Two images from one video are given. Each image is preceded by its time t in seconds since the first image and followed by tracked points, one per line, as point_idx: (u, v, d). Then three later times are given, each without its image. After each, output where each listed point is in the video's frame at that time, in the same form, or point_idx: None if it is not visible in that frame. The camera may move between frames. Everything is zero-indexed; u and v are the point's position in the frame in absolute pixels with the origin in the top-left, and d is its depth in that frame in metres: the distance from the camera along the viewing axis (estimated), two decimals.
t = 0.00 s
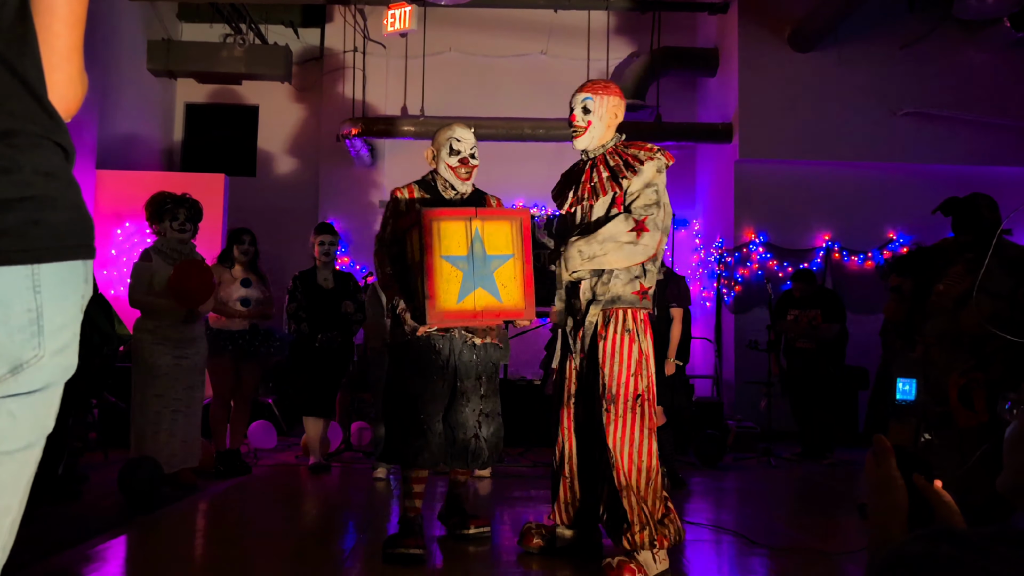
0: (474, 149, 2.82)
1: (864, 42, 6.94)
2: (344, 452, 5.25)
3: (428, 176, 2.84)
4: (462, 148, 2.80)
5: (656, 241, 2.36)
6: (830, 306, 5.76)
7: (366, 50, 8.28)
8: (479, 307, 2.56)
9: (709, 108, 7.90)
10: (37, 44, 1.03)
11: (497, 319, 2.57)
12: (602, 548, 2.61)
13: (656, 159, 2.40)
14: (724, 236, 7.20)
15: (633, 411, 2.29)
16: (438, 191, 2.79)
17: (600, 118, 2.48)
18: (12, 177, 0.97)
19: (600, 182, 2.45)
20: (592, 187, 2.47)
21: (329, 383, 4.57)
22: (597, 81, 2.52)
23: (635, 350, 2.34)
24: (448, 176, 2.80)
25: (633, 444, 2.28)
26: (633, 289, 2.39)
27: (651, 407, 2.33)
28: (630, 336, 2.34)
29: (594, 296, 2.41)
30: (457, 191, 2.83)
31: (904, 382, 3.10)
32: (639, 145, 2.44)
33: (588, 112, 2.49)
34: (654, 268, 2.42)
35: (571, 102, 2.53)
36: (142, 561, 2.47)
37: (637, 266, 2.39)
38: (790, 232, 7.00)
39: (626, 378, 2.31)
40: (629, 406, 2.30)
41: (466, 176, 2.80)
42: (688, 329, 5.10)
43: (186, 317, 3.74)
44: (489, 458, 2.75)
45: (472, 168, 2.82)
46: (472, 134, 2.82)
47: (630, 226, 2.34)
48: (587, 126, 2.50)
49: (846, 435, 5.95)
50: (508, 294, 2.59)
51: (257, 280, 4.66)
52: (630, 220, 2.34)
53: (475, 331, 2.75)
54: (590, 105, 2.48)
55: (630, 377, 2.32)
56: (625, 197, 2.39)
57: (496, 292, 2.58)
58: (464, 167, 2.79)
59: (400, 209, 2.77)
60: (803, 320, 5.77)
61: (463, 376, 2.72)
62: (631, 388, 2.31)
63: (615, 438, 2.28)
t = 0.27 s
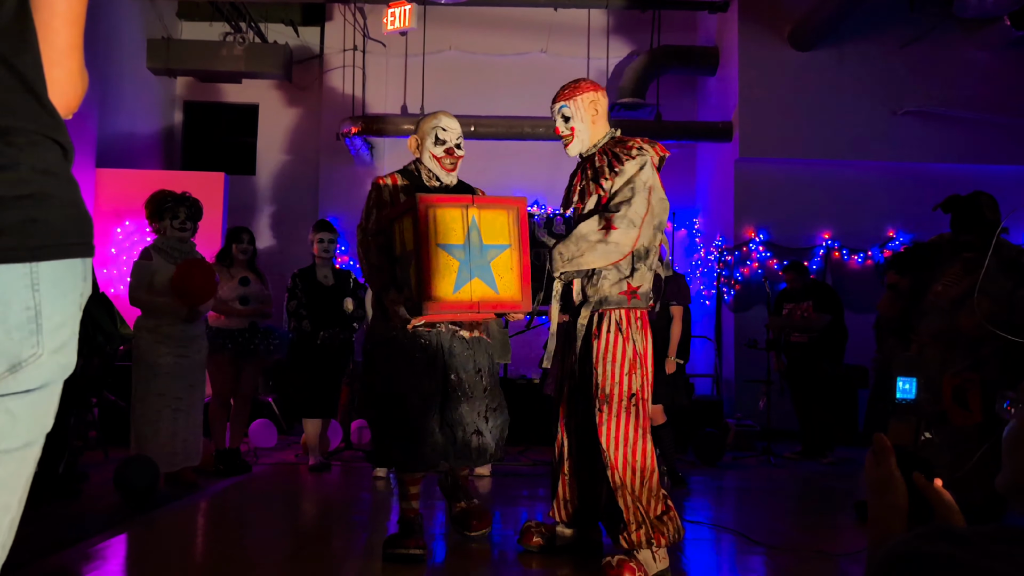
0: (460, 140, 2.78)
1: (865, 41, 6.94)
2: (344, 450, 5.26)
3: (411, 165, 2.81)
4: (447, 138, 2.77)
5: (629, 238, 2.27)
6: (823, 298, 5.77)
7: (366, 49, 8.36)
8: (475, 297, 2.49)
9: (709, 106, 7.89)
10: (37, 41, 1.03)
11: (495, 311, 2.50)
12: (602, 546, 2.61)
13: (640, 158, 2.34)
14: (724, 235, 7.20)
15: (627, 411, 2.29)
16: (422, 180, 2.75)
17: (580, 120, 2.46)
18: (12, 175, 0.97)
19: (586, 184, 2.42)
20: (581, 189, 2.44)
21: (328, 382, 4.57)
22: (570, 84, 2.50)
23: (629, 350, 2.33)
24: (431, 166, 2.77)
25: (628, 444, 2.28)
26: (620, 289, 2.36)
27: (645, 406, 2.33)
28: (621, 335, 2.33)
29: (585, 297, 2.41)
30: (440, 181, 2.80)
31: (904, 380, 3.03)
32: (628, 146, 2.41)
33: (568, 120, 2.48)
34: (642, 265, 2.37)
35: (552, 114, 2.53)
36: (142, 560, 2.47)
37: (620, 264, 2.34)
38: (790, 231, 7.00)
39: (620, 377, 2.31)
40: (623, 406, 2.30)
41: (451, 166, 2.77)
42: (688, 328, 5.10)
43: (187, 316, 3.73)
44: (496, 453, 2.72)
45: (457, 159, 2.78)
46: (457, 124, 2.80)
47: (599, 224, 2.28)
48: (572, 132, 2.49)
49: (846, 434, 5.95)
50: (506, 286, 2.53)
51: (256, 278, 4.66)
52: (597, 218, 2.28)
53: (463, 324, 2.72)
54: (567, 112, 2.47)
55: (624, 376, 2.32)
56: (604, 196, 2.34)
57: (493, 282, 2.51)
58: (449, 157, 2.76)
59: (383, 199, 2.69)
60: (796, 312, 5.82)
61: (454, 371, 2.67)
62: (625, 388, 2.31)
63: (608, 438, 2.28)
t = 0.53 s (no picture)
0: (454, 130, 2.60)
1: (864, 40, 6.94)
2: (344, 449, 5.25)
3: (402, 157, 2.59)
4: (441, 129, 2.58)
5: (606, 242, 2.22)
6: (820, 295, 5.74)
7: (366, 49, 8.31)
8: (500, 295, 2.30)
9: (710, 105, 7.88)
10: (37, 41, 1.03)
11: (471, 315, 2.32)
12: (603, 544, 2.62)
13: (617, 158, 2.24)
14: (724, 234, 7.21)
15: (621, 411, 2.28)
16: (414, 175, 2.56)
17: (567, 127, 2.43)
18: (12, 175, 0.97)
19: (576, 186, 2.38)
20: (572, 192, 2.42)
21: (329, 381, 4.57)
22: (554, 87, 2.46)
23: (622, 349, 2.32)
24: (424, 157, 2.57)
25: (624, 443, 2.28)
26: (610, 290, 2.34)
27: (641, 406, 2.32)
28: (613, 336, 2.32)
29: (584, 300, 2.42)
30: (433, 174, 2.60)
31: (902, 382, 3.04)
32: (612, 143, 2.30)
33: (556, 127, 2.46)
34: (632, 264, 2.34)
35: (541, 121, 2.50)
36: (143, 560, 2.47)
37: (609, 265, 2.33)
38: (790, 229, 6.99)
39: (614, 378, 2.30)
40: (618, 406, 2.29)
41: (444, 158, 2.57)
42: (688, 327, 5.10)
43: (187, 315, 3.73)
44: (493, 454, 2.61)
45: (451, 151, 2.60)
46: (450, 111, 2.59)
47: (578, 229, 2.25)
48: (561, 139, 2.46)
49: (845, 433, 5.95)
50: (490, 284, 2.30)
51: (255, 276, 4.66)
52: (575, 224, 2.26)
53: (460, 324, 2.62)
54: (554, 120, 2.45)
55: (618, 376, 2.31)
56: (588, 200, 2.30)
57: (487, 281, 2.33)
58: (443, 148, 2.57)
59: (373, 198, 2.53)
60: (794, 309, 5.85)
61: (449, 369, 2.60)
62: (619, 388, 2.30)
63: (602, 438, 2.28)
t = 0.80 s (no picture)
0: (461, 137, 2.50)
1: (864, 40, 6.94)
2: (344, 449, 5.25)
3: (408, 165, 2.52)
4: (447, 137, 2.48)
5: (619, 251, 2.19)
6: (818, 291, 5.75)
7: (366, 49, 8.40)
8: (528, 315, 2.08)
9: (710, 104, 7.88)
10: (34, 40, 1.03)
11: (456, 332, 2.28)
12: (603, 543, 2.62)
13: (618, 163, 2.22)
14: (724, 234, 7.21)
15: (622, 411, 2.27)
16: (420, 185, 2.47)
17: (580, 131, 2.42)
18: (10, 174, 0.97)
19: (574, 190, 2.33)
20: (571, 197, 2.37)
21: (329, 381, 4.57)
22: (560, 88, 2.42)
23: (624, 349, 2.30)
24: (430, 166, 2.48)
25: (624, 442, 2.27)
26: (613, 291, 2.31)
27: (642, 404, 2.31)
28: (616, 335, 2.30)
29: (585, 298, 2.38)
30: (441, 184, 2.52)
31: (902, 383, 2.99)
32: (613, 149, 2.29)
33: (568, 130, 2.43)
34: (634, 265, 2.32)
35: (546, 122, 2.44)
36: (143, 559, 2.47)
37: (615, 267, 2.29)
38: (789, 229, 7.00)
39: (616, 377, 2.29)
40: (619, 404, 2.27)
41: (450, 167, 2.47)
42: (688, 327, 5.10)
43: (187, 315, 3.73)
44: (494, 465, 2.43)
45: (459, 159, 2.49)
46: (457, 118, 2.49)
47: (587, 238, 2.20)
48: (571, 142, 2.44)
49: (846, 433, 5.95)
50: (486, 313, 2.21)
51: (253, 276, 4.66)
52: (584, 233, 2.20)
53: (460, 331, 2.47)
54: (568, 123, 2.42)
55: (619, 375, 2.29)
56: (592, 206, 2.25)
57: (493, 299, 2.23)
58: (450, 156, 2.47)
59: (377, 209, 2.45)
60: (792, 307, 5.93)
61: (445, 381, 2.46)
62: (620, 387, 2.28)
63: (603, 436, 2.27)
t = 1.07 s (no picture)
0: (479, 138, 2.48)
1: (865, 40, 6.93)
2: (344, 449, 5.25)
3: (425, 168, 2.50)
4: (464, 137, 2.47)
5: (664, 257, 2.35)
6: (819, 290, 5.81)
7: (366, 48, 8.38)
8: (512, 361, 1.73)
9: (710, 104, 7.88)
10: (33, 39, 1.03)
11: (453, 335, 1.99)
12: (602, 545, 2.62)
13: (662, 171, 2.37)
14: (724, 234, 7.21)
15: (638, 412, 2.29)
16: (437, 186, 2.44)
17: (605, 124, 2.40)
18: (9, 174, 0.96)
19: (604, 194, 2.38)
20: (595, 199, 2.40)
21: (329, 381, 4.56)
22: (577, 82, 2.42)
23: (641, 352, 2.33)
24: (446, 168, 2.46)
25: (636, 442, 2.28)
26: (636, 294, 2.32)
27: (652, 406, 2.34)
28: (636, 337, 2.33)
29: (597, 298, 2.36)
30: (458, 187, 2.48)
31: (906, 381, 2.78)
32: (642, 154, 2.39)
33: (591, 123, 2.40)
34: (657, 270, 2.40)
35: (565, 117, 2.41)
36: (143, 560, 2.46)
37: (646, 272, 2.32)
38: (790, 228, 6.99)
39: (632, 378, 2.30)
40: (634, 406, 2.29)
41: (467, 168, 2.45)
42: (689, 327, 5.09)
43: (188, 315, 3.73)
44: (508, 478, 2.32)
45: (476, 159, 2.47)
46: (475, 118, 2.48)
47: (642, 248, 2.30)
48: (595, 135, 2.41)
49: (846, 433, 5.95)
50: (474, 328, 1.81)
51: (253, 276, 4.66)
52: (641, 242, 2.30)
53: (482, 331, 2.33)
54: (590, 115, 2.39)
55: (635, 377, 2.31)
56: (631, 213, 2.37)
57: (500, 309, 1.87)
58: (466, 156, 2.45)
59: (393, 210, 2.42)
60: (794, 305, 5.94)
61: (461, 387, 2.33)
62: (635, 388, 2.31)
63: (616, 436, 2.28)
